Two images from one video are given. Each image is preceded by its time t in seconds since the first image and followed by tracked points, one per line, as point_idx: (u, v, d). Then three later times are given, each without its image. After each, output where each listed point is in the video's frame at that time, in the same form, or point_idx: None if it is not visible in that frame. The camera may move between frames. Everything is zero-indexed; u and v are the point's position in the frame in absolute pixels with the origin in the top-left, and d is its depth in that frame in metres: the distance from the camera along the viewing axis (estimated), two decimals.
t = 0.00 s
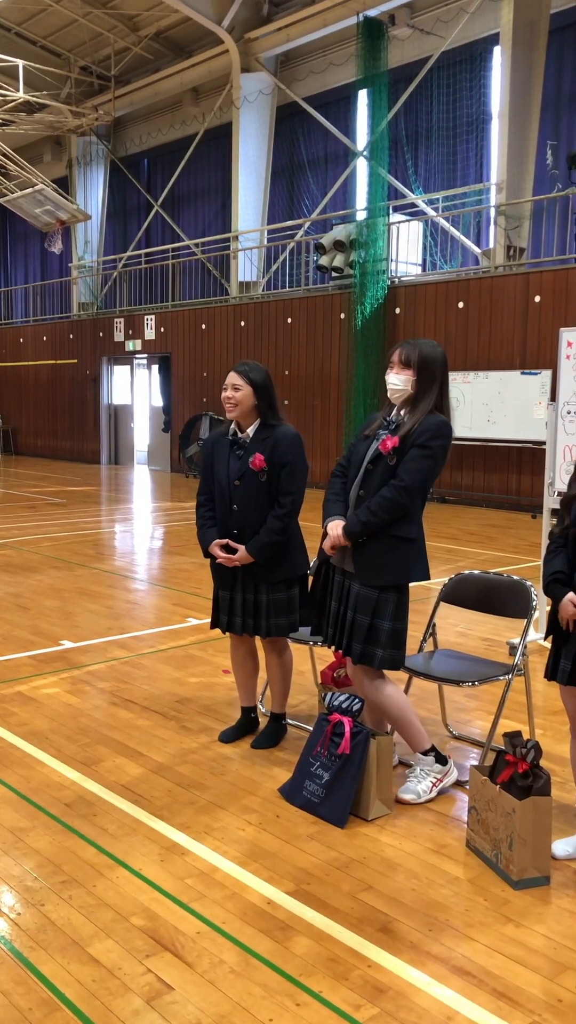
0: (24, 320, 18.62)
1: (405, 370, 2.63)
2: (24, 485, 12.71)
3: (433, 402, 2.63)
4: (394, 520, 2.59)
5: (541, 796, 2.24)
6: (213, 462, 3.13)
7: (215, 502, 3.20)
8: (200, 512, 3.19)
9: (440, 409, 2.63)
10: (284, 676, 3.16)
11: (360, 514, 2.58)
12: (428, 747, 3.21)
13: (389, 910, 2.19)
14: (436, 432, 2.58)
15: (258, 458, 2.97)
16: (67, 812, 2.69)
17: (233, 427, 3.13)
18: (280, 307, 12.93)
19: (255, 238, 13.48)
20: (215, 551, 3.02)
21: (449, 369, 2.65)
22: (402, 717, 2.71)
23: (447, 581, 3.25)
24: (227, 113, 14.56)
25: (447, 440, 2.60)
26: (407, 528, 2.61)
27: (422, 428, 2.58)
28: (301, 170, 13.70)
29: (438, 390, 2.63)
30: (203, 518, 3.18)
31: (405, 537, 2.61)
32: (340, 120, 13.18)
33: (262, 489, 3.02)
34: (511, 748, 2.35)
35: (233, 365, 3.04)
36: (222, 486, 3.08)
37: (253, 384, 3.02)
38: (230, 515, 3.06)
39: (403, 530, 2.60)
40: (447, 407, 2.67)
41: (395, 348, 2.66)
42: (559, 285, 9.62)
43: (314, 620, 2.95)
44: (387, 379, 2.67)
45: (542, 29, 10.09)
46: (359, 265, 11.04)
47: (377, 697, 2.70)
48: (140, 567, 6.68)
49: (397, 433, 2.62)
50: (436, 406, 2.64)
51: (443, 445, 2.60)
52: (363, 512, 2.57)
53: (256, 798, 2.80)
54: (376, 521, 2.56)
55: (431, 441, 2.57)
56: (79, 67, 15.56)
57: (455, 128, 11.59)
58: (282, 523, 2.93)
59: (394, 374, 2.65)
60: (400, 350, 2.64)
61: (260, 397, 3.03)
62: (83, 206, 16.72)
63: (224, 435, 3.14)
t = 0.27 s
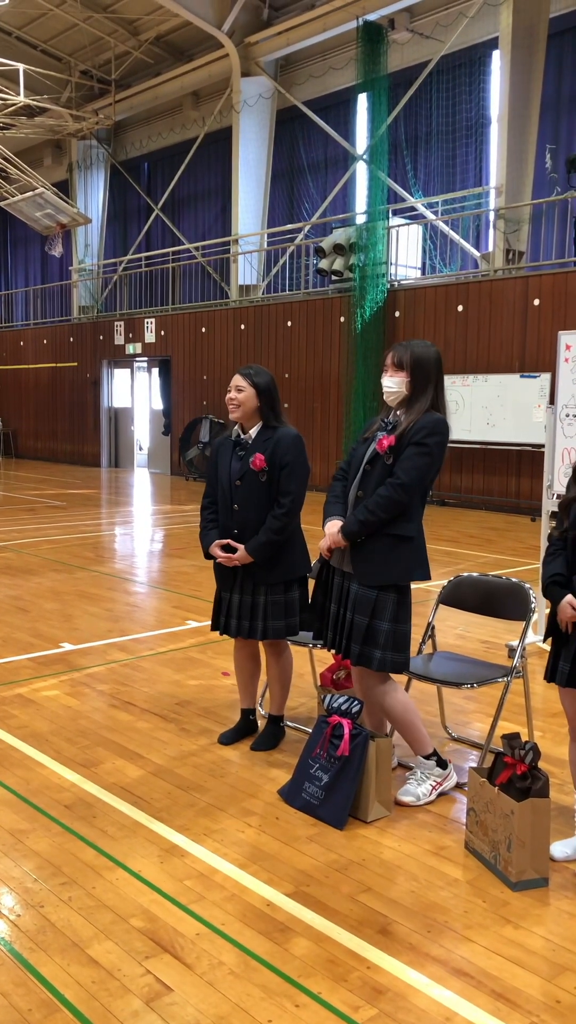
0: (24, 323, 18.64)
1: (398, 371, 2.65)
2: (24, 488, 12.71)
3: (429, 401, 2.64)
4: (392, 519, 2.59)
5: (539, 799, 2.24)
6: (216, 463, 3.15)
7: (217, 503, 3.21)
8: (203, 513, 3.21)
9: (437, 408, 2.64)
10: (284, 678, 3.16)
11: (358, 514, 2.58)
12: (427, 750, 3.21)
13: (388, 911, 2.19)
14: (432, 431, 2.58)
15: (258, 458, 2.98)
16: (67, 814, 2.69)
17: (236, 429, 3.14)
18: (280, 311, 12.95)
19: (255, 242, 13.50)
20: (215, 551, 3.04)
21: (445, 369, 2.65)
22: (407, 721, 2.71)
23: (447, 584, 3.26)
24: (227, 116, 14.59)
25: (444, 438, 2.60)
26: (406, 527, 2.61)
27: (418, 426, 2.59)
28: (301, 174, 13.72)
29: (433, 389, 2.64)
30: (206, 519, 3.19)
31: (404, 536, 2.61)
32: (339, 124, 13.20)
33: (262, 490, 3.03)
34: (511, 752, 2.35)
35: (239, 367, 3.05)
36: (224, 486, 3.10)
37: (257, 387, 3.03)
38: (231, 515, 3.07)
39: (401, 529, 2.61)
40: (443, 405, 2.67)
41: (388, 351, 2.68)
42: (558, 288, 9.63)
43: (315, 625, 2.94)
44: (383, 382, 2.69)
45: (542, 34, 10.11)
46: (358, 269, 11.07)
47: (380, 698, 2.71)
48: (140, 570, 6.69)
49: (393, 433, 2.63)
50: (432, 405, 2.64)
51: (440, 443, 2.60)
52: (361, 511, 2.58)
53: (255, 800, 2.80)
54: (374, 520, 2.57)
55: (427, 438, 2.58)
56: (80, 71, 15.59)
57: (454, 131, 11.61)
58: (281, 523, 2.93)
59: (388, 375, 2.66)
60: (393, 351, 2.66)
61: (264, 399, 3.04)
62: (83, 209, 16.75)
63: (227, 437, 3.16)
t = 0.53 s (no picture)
0: (24, 324, 18.65)
1: (392, 369, 2.66)
2: (24, 489, 12.71)
3: (425, 399, 2.64)
4: (393, 517, 2.60)
5: (539, 800, 2.24)
6: (221, 464, 3.16)
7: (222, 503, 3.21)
8: (208, 514, 3.22)
9: (433, 405, 2.65)
10: (286, 678, 3.16)
11: (358, 515, 2.59)
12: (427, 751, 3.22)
13: (387, 912, 2.20)
14: (430, 427, 2.59)
15: (262, 459, 2.99)
16: (66, 815, 2.69)
17: (241, 429, 3.14)
18: (280, 311, 12.96)
19: (255, 243, 13.50)
20: (220, 552, 3.04)
21: (440, 366, 2.66)
22: (411, 725, 2.71)
23: (446, 587, 3.26)
24: (227, 117, 14.60)
25: (441, 434, 2.60)
26: (407, 525, 2.61)
27: (415, 423, 2.60)
28: (300, 175, 13.73)
29: (429, 386, 2.65)
30: (211, 520, 3.20)
31: (406, 535, 2.61)
32: (339, 124, 13.20)
33: (266, 490, 3.02)
34: (510, 752, 2.34)
35: (244, 368, 3.05)
36: (228, 487, 3.10)
37: (262, 387, 3.03)
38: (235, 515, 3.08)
39: (403, 528, 2.61)
40: (440, 402, 2.68)
41: (382, 350, 2.70)
42: (557, 289, 9.64)
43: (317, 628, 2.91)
44: (378, 381, 2.71)
45: (541, 36, 10.12)
46: (358, 270, 11.07)
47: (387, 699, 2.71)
48: (140, 571, 6.69)
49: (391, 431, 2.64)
50: (428, 402, 2.65)
51: (438, 439, 2.60)
52: (361, 512, 2.59)
53: (255, 801, 2.80)
54: (374, 520, 2.57)
55: (424, 435, 2.58)
56: (79, 72, 15.60)
57: (454, 132, 11.62)
58: (285, 522, 2.93)
59: (383, 374, 2.68)
60: (387, 350, 2.68)
61: (269, 399, 3.04)
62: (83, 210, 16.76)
63: (232, 438, 3.16)
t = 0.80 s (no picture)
0: (24, 327, 18.67)
1: (388, 367, 2.67)
2: (24, 491, 12.71)
3: (423, 397, 2.65)
4: (397, 517, 2.60)
5: (538, 800, 2.25)
6: (223, 463, 3.16)
7: (224, 503, 3.21)
8: (210, 513, 3.22)
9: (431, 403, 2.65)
10: (287, 679, 3.16)
11: (362, 516, 2.60)
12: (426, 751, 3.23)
13: (387, 913, 2.20)
14: (429, 425, 2.60)
15: (267, 460, 2.99)
16: (67, 816, 2.70)
17: (244, 430, 3.15)
18: (279, 313, 12.98)
19: (254, 245, 13.52)
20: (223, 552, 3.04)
21: (438, 363, 2.67)
22: (419, 727, 2.73)
23: (446, 588, 3.27)
24: (226, 120, 14.62)
25: (442, 431, 2.61)
26: (411, 524, 2.62)
27: (414, 422, 2.61)
28: (300, 178, 13.75)
29: (426, 384, 2.65)
30: (212, 519, 3.20)
31: (411, 534, 2.62)
32: (338, 127, 13.22)
33: (269, 490, 3.03)
34: (510, 753, 2.35)
35: (250, 370, 3.07)
36: (231, 486, 3.11)
37: (269, 389, 3.05)
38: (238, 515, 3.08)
39: (407, 527, 2.62)
40: (438, 399, 2.68)
41: (380, 349, 2.71)
42: (556, 291, 9.65)
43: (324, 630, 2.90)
44: (375, 380, 2.72)
45: (540, 39, 10.14)
46: (357, 272, 11.09)
47: (400, 702, 2.71)
48: (140, 573, 6.70)
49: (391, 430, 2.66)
50: (427, 400, 2.65)
51: (438, 437, 2.61)
52: (365, 513, 2.60)
53: (255, 802, 2.81)
54: (378, 520, 2.58)
55: (424, 433, 2.59)
56: (79, 75, 15.62)
57: (453, 135, 11.64)
58: (289, 523, 2.94)
59: (380, 374, 2.69)
60: (383, 349, 2.69)
61: (275, 401, 3.06)
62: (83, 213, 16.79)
63: (234, 438, 3.17)
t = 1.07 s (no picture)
0: (24, 328, 18.67)
1: (387, 364, 2.67)
2: (25, 493, 12.71)
3: (424, 395, 2.66)
4: (408, 517, 2.60)
5: (539, 802, 2.25)
6: (223, 464, 3.16)
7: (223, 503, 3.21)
8: (210, 514, 3.21)
9: (432, 401, 2.66)
10: (287, 679, 3.16)
11: (373, 517, 2.59)
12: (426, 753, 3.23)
13: (387, 914, 2.20)
14: (435, 422, 2.60)
15: (269, 460, 2.99)
16: (68, 818, 2.69)
17: (244, 430, 3.15)
18: (280, 315, 12.98)
19: (255, 246, 13.52)
20: (224, 552, 3.04)
21: (438, 361, 2.68)
22: (428, 728, 2.73)
23: (447, 589, 3.26)
24: (226, 121, 14.62)
25: (447, 429, 2.62)
26: (422, 523, 2.62)
27: (419, 421, 2.61)
28: (300, 179, 13.75)
29: (427, 382, 2.66)
30: (212, 520, 3.20)
31: (422, 533, 2.63)
32: (338, 129, 13.23)
33: (271, 491, 3.03)
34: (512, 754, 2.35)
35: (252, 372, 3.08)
36: (232, 486, 3.10)
37: (270, 391, 3.06)
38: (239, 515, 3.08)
39: (418, 526, 2.62)
40: (439, 397, 2.69)
41: (379, 346, 2.71)
42: (557, 293, 9.65)
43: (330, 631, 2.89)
44: (374, 377, 2.72)
45: (541, 41, 10.15)
46: (358, 274, 11.09)
47: (416, 703, 2.70)
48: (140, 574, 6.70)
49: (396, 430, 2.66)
50: (429, 398, 2.66)
51: (444, 435, 2.62)
52: (376, 514, 2.59)
53: (256, 803, 2.81)
54: (389, 521, 2.57)
55: (430, 431, 2.59)
56: (79, 76, 15.63)
57: (453, 137, 11.65)
58: (291, 524, 2.94)
59: (378, 370, 2.69)
60: (382, 346, 2.69)
61: (276, 404, 3.07)
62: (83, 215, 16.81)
63: (235, 438, 3.17)
